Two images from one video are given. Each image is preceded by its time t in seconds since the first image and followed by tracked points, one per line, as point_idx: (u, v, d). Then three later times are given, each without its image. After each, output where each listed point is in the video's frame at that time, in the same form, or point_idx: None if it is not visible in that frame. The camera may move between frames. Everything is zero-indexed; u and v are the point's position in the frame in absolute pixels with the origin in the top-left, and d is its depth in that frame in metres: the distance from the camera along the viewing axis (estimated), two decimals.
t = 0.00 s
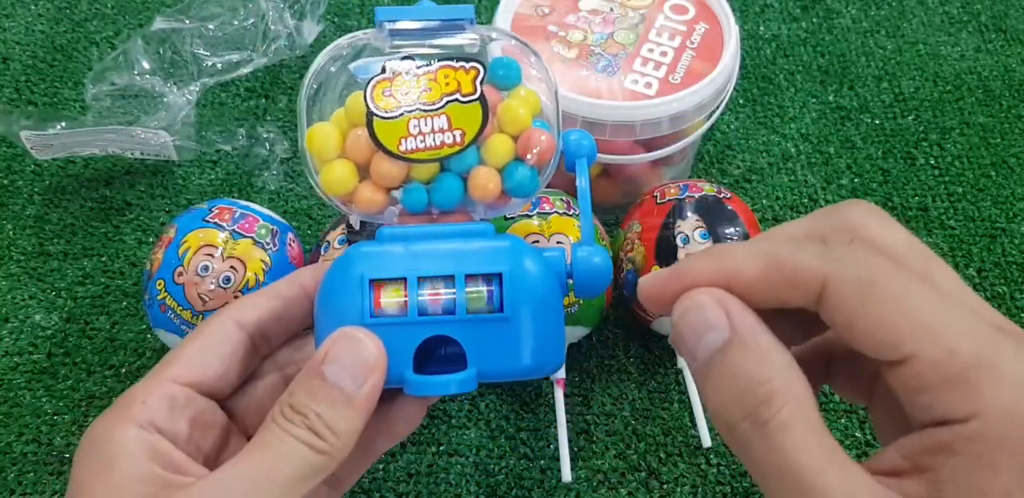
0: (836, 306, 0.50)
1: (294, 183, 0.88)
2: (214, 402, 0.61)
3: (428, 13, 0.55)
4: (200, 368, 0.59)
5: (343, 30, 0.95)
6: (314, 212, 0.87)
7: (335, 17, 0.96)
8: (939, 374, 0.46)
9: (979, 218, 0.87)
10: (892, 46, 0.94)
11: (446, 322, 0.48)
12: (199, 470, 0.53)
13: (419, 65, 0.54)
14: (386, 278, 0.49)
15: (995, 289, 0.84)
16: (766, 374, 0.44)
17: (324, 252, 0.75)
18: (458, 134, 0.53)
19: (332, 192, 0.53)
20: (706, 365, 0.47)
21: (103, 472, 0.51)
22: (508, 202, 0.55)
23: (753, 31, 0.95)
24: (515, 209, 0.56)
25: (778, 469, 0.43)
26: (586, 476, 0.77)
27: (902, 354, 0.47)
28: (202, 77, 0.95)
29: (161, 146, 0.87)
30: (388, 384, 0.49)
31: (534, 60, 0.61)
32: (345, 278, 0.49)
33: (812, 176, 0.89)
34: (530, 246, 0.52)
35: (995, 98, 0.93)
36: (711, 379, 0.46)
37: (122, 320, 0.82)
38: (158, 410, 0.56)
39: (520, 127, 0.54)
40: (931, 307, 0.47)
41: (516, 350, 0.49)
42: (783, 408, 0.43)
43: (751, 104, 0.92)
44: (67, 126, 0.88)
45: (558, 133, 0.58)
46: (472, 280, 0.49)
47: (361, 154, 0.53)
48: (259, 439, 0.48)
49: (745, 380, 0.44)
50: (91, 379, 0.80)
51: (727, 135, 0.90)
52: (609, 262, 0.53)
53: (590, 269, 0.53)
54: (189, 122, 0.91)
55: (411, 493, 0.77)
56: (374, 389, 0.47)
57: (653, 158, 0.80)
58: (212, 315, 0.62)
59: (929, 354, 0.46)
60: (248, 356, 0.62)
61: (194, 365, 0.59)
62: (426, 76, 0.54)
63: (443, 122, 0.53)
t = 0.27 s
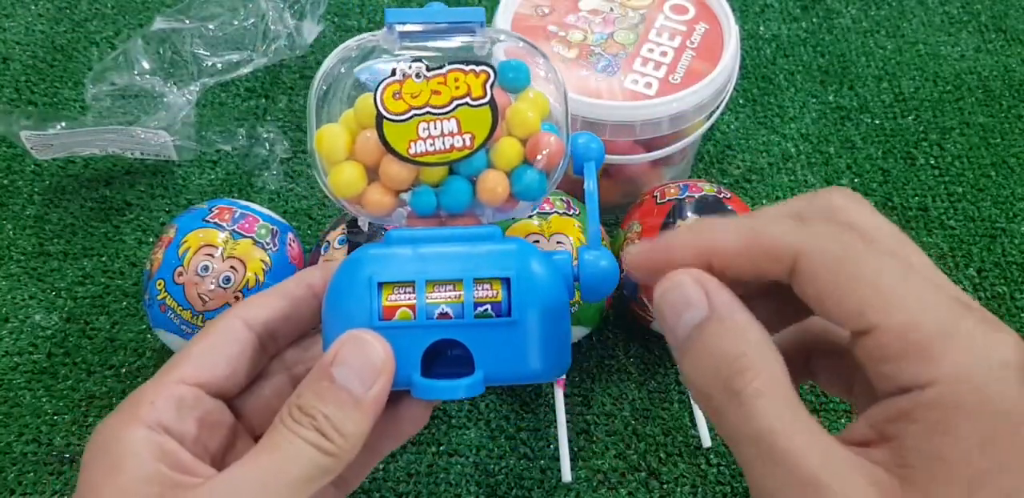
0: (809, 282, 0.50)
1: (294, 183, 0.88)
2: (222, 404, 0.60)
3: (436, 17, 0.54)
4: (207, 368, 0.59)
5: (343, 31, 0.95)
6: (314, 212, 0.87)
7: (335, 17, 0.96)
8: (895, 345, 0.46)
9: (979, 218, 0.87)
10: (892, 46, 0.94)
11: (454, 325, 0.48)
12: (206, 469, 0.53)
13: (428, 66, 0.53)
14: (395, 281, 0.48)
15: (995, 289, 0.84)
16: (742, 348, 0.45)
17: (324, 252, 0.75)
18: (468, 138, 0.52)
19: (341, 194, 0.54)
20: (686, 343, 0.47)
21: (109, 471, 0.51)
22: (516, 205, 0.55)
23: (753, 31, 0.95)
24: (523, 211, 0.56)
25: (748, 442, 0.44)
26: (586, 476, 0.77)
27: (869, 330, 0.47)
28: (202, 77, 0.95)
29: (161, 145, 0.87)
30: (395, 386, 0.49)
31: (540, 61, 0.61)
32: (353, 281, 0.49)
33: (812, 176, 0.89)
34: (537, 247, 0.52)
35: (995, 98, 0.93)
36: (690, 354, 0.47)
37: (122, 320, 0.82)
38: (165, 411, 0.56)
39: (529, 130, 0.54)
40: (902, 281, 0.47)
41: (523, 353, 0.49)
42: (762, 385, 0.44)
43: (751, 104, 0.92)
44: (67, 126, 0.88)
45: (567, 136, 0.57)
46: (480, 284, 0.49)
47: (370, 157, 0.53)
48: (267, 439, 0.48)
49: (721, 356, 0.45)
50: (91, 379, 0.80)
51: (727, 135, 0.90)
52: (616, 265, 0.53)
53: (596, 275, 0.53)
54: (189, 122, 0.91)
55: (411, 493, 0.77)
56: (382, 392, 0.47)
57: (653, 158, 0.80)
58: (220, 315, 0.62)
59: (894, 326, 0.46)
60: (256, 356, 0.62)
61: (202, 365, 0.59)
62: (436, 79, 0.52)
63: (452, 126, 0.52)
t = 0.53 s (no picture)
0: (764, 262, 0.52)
1: (294, 183, 0.88)
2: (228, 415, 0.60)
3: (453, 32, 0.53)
4: (214, 381, 0.59)
5: (343, 31, 0.95)
6: (314, 212, 0.87)
7: (335, 17, 0.96)
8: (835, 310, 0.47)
9: (979, 218, 0.87)
10: (892, 46, 0.94)
11: (462, 345, 0.48)
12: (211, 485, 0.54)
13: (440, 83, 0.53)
14: (404, 299, 0.48)
15: (995, 289, 0.84)
16: (664, 274, 0.46)
17: (325, 252, 0.75)
18: (479, 156, 0.52)
19: (351, 209, 0.54)
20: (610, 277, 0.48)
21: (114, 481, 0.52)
22: (525, 222, 0.55)
23: (753, 32, 0.95)
24: (532, 228, 0.56)
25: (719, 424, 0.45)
26: (586, 476, 0.77)
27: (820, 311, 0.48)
28: (202, 77, 0.95)
29: (161, 146, 0.87)
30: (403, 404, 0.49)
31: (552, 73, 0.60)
32: (362, 297, 0.49)
33: (812, 176, 0.89)
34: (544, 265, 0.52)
35: (995, 98, 0.93)
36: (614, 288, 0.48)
37: (122, 320, 0.82)
38: (171, 423, 0.56)
39: (541, 149, 0.54)
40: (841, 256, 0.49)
41: (530, 373, 0.49)
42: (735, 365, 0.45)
43: (751, 104, 0.92)
44: (67, 126, 0.88)
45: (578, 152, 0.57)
46: (488, 304, 0.49)
47: (380, 173, 0.53)
48: (274, 455, 0.48)
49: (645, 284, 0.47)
50: (92, 379, 0.80)
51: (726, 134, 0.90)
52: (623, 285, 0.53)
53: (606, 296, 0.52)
54: (188, 122, 0.91)
55: (411, 493, 0.77)
56: (389, 411, 0.48)
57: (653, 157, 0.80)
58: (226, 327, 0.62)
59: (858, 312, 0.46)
60: (263, 367, 0.62)
61: (209, 378, 0.59)
62: (448, 96, 0.52)
63: (463, 144, 0.52)
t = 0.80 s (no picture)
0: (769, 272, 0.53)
1: (294, 183, 0.88)
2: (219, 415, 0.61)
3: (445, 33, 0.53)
4: (203, 381, 0.59)
5: (343, 30, 0.95)
6: (314, 212, 0.87)
7: (335, 17, 0.96)
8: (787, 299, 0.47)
9: (979, 218, 0.87)
10: (892, 46, 0.94)
11: (450, 345, 0.48)
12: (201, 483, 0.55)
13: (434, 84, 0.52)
14: (392, 298, 0.48)
15: (995, 289, 0.84)
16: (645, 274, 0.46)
17: (325, 252, 0.75)
18: (471, 158, 0.52)
19: (340, 208, 0.53)
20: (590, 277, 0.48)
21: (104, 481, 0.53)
22: (515, 224, 0.55)
23: (753, 31, 0.95)
24: (522, 229, 0.56)
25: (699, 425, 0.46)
26: (586, 476, 0.77)
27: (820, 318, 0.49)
28: (202, 77, 0.95)
29: (161, 146, 0.87)
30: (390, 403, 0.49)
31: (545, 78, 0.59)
32: (351, 296, 0.49)
33: (812, 176, 0.89)
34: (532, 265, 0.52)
35: (994, 98, 0.93)
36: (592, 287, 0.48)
37: (122, 320, 0.82)
38: (161, 423, 0.56)
39: (532, 151, 0.53)
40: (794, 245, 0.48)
41: (517, 373, 0.49)
42: (720, 373, 0.45)
43: (751, 104, 0.92)
44: (67, 126, 0.88)
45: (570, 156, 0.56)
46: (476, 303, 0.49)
47: (371, 172, 0.52)
48: (262, 454, 0.48)
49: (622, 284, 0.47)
50: (92, 379, 0.80)
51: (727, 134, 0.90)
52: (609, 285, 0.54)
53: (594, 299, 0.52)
54: (188, 121, 0.91)
55: (412, 493, 0.77)
56: (376, 409, 0.48)
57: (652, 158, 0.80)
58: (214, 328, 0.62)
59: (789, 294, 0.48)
60: (253, 367, 0.62)
61: (198, 379, 0.59)
62: (441, 97, 0.51)
63: (455, 146, 0.51)
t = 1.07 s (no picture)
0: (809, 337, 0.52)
1: (295, 183, 0.88)
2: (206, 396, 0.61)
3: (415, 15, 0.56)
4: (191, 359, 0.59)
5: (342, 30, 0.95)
6: (314, 212, 0.87)
7: (334, 17, 0.96)
8: (775, 396, 0.45)
9: (979, 218, 0.87)
10: (892, 45, 0.94)
11: (430, 315, 0.48)
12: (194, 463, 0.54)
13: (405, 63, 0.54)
14: (372, 273, 0.48)
15: (995, 289, 0.84)
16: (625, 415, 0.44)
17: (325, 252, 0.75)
18: (444, 134, 0.54)
19: (321, 187, 0.56)
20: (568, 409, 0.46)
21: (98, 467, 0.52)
22: (489, 198, 0.58)
23: (753, 31, 0.95)
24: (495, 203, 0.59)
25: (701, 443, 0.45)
26: (586, 476, 0.77)
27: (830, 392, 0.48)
28: (202, 77, 0.95)
29: (161, 145, 0.87)
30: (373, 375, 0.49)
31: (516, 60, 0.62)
32: (331, 272, 0.48)
33: (812, 176, 0.89)
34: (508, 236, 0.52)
35: (994, 98, 0.93)
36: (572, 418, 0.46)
37: (122, 320, 0.82)
38: (151, 406, 0.56)
39: (502, 127, 0.56)
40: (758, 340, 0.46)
41: (496, 341, 0.49)
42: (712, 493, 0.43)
43: (751, 104, 0.92)
44: (67, 126, 0.88)
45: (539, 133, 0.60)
46: (455, 275, 0.49)
47: (347, 151, 0.55)
48: (250, 425, 0.48)
49: (603, 429, 0.44)
50: (91, 379, 0.80)
51: (727, 134, 0.90)
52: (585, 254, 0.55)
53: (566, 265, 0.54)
54: (188, 122, 0.91)
55: (411, 493, 0.77)
56: (360, 376, 0.48)
57: (652, 158, 0.80)
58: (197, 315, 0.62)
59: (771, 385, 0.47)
60: (240, 348, 0.63)
61: (187, 359, 0.59)
62: (413, 76, 0.54)
63: (428, 122, 0.54)
